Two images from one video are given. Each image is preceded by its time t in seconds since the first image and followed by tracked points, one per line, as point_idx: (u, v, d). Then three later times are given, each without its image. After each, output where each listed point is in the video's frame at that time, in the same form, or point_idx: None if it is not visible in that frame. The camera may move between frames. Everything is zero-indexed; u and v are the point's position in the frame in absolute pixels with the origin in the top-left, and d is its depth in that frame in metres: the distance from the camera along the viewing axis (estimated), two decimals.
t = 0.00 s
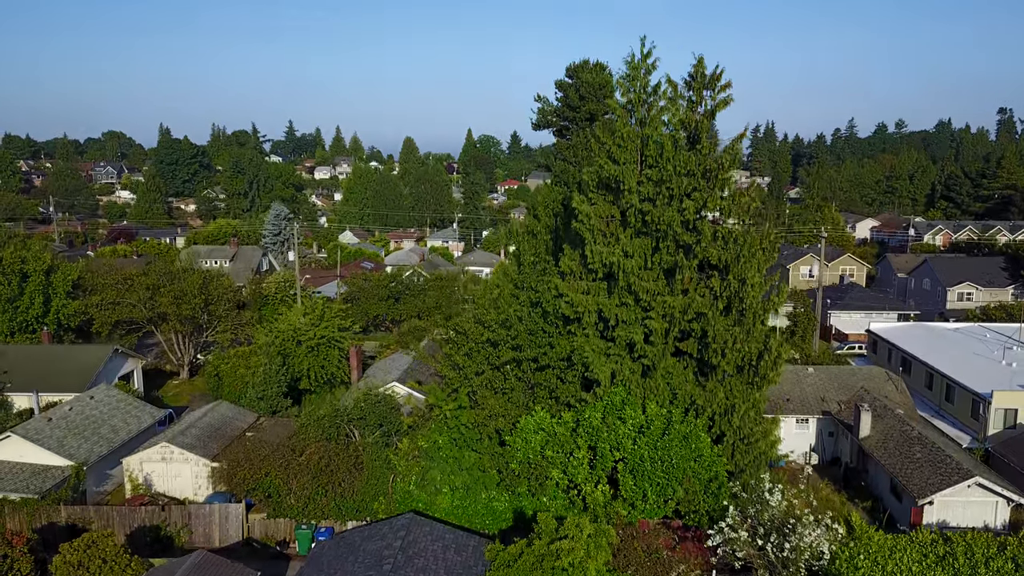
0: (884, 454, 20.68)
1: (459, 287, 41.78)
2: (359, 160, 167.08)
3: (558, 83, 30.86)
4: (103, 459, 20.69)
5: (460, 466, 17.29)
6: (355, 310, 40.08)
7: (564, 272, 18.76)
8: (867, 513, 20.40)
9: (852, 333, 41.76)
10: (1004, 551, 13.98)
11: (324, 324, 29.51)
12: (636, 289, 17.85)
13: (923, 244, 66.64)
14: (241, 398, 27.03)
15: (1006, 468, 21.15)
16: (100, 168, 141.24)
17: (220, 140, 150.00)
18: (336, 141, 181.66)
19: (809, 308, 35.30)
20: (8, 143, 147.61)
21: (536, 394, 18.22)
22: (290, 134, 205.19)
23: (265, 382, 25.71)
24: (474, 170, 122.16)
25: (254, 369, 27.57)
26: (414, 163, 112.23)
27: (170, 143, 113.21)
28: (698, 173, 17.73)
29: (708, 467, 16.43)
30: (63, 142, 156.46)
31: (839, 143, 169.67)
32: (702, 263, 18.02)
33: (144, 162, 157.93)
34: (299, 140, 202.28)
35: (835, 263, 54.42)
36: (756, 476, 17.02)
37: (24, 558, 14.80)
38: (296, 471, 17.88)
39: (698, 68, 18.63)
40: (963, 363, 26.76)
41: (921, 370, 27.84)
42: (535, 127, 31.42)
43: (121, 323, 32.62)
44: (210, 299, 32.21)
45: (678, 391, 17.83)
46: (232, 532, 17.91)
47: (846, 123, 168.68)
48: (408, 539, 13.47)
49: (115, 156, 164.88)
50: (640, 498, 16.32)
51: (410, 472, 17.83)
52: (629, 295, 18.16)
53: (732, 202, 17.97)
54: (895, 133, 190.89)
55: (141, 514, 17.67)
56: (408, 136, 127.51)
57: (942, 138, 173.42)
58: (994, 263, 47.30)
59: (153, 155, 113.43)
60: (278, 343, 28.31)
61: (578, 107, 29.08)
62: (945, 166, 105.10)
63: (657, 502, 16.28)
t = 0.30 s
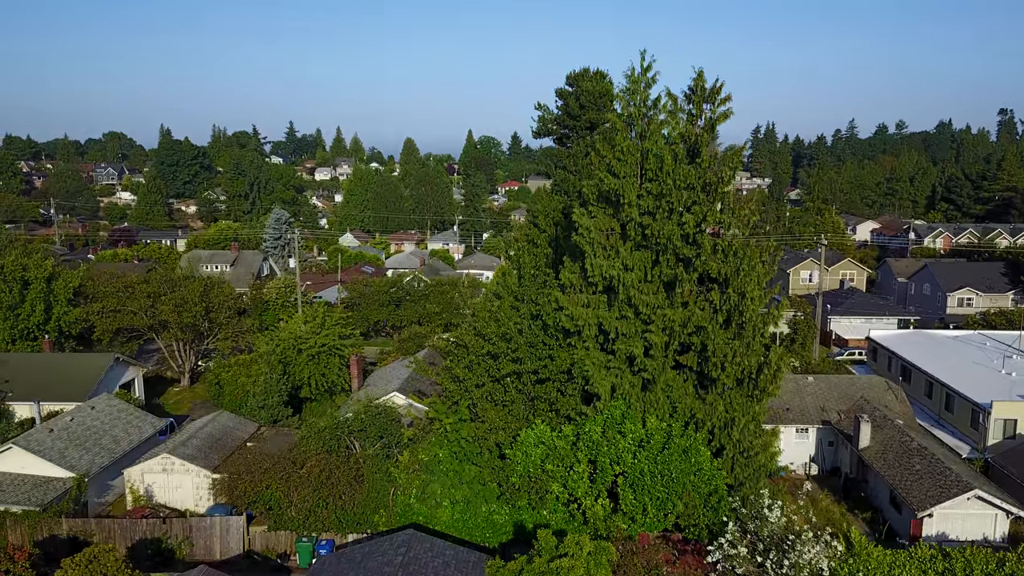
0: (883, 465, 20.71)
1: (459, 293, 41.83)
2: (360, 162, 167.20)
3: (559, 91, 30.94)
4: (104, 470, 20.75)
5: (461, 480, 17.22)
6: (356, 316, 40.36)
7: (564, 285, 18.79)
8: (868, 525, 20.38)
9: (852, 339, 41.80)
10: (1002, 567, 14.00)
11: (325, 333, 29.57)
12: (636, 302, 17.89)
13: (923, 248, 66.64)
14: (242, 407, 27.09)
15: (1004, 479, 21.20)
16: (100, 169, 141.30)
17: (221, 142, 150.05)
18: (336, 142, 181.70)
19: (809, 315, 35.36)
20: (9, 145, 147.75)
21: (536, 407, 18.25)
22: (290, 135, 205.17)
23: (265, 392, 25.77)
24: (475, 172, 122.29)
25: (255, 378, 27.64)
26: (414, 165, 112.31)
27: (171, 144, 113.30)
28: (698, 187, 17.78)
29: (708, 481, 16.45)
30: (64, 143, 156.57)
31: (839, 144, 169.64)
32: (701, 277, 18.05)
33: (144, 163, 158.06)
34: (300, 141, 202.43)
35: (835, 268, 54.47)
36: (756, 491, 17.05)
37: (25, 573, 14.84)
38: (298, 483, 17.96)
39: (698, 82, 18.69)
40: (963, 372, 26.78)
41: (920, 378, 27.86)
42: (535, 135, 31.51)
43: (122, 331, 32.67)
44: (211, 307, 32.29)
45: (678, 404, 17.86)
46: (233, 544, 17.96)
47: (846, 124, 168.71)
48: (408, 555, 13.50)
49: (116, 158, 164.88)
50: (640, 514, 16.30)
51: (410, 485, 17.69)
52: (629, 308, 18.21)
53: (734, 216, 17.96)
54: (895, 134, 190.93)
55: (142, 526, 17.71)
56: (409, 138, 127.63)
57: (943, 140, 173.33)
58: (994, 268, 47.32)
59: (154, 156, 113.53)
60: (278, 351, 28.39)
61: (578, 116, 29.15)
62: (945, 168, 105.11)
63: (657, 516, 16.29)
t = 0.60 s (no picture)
0: (883, 476, 20.76)
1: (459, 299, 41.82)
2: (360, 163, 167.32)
3: (559, 99, 31.01)
4: (106, 481, 20.82)
5: (461, 493, 17.17)
6: (356, 321, 40.16)
7: (564, 298, 18.83)
8: (867, 536, 20.42)
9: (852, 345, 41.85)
10: None
11: (325, 341, 29.61)
12: (636, 316, 17.94)
13: (923, 252, 66.65)
14: (243, 416, 27.14)
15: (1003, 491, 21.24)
16: (101, 171, 141.42)
17: (221, 143, 150.16)
18: (336, 143, 181.69)
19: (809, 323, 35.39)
20: (10, 146, 147.86)
21: (536, 420, 18.31)
22: (290, 136, 205.36)
23: (266, 401, 25.81)
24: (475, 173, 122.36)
25: (255, 387, 27.71)
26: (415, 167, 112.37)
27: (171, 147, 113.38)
28: (697, 201, 17.82)
29: (707, 495, 16.49)
30: (65, 144, 156.71)
31: (839, 146, 169.67)
32: (701, 291, 18.09)
33: (144, 164, 157.90)
34: (300, 143, 202.59)
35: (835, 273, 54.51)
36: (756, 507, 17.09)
37: None
38: (299, 496, 18.01)
39: (698, 95, 18.66)
40: (962, 382, 26.81)
41: (920, 387, 27.89)
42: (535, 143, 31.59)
43: (123, 339, 32.74)
44: (212, 315, 32.37)
45: (678, 418, 17.91)
46: (234, 557, 18.05)
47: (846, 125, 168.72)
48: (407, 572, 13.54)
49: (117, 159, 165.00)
50: (640, 528, 16.33)
51: (410, 497, 17.61)
52: (629, 322, 18.27)
53: (733, 228, 17.88)
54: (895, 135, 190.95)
55: (142, 538, 17.71)
56: (409, 139, 127.72)
57: (943, 141, 173.49)
58: (994, 273, 47.33)
59: (155, 159, 113.65)
60: (279, 360, 28.46)
61: (578, 125, 29.22)
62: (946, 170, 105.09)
63: (657, 531, 16.33)
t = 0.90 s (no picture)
0: (882, 488, 20.81)
1: (460, 305, 41.88)
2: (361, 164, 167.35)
3: (559, 108, 31.08)
4: (107, 493, 20.89)
5: (461, 506, 17.15)
6: (356, 328, 40.14)
7: (564, 311, 18.89)
8: (866, 547, 20.46)
9: (852, 351, 41.93)
10: None
11: (326, 349, 29.67)
12: (636, 329, 18.00)
13: (923, 256, 66.69)
14: (243, 425, 27.20)
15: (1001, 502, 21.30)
16: (102, 172, 141.50)
17: (222, 144, 150.28)
18: (336, 145, 181.77)
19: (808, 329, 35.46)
20: (10, 147, 148.01)
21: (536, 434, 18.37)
22: (291, 137, 205.54)
23: (267, 410, 25.85)
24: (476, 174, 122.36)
25: (256, 396, 27.79)
26: (415, 169, 112.41)
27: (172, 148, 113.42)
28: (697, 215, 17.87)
29: (707, 509, 16.49)
30: (66, 145, 156.98)
31: (840, 147, 169.66)
32: (699, 304, 18.15)
33: (144, 166, 157.69)
34: (301, 144, 202.81)
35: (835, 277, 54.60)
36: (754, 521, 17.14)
37: None
38: (300, 508, 18.09)
39: (698, 110, 18.80)
40: (962, 391, 26.85)
41: (920, 396, 27.95)
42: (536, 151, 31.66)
43: (125, 346, 32.83)
44: (213, 322, 32.44)
45: (678, 431, 17.94)
46: (235, 570, 18.07)
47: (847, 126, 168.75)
48: None
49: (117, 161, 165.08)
50: (640, 545, 16.27)
51: (410, 510, 17.64)
52: (628, 335, 18.33)
53: (734, 240, 17.89)
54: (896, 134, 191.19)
55: (144, 551, 17.78)
56: (409, 141, 127.78)
57: (943, 142, 173.47)
58: (994, 278, 47.34)
59: (156, 160, 113.74)
60: (279, 369, 28.55)
61: (579, 134, 29.33)
62: (946, 171, 105.05)
63: (657, 545, 16.34)
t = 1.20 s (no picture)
0: (882, 499, 20.86)
1: (460, 311, 41.93)
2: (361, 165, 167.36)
3: (559, 116, 31.12)
4: (108, 504, 20.94)
5: (460, 520, 17.20)
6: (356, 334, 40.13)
7: (564, 324, 18.96)
8: (866, 559, 20.51)
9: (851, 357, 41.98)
10: None
11: (327, 357, 29.72)
12: (636, 343, 18.06)
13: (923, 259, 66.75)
14: (244, 434, 27.25)
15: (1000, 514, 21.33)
16: (102, 173, 141.37)
17: (222, 145, 150.21)
18: (336, 146, 181.84)
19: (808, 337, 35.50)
20: (10, 148, 147.95)
21: (536, 447, 18.48)
22: (291, 138, 205.60)
23: (267, 419, 25.89)
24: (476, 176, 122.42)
25: (257, 405, 27.83)
26: (415, 171, 112.48)
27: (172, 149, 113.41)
28: (697, 229, 17.89)
29: (707, 523, 16.48)
30: (66, 146, 156.94)
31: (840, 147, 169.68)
32: (698, 317, 18.19)
33: (144, 167, 157.61)
34: (301, 144, 202.88)
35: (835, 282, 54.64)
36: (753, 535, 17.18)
37: None
38: (301, 521, 18.16)
39: (697, 123, 18.77)
40: (961, 400, 26.87)
41: (919, 405, 27.98)
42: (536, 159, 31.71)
43: (126, 354, 32.87)
44: (214, 330, 32.49)
45: (677, 444, 17.96)
46: None
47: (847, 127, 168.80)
48: None
49: (118, 162, 165.05)
50: (640, 559, 16.34)
51: (411, 524, 17.71)
52: (628, 348, 18.39)
53: (733, 254, 17.91)
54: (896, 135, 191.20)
55: (145, 564, 17.83)
56: (409, 142, 127.86)
57: (943, 143, 173.41)
58: (994, 284, 47.37)
59: (156, 162, 113.73)
60: (279, 378, 28.61)
61: (578, 143, 29.38)
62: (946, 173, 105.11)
63: (657, 560, 16.32)
